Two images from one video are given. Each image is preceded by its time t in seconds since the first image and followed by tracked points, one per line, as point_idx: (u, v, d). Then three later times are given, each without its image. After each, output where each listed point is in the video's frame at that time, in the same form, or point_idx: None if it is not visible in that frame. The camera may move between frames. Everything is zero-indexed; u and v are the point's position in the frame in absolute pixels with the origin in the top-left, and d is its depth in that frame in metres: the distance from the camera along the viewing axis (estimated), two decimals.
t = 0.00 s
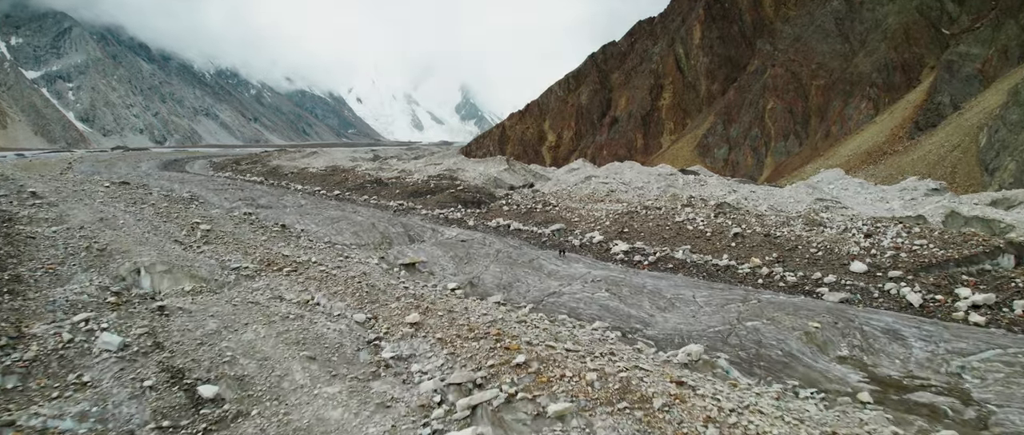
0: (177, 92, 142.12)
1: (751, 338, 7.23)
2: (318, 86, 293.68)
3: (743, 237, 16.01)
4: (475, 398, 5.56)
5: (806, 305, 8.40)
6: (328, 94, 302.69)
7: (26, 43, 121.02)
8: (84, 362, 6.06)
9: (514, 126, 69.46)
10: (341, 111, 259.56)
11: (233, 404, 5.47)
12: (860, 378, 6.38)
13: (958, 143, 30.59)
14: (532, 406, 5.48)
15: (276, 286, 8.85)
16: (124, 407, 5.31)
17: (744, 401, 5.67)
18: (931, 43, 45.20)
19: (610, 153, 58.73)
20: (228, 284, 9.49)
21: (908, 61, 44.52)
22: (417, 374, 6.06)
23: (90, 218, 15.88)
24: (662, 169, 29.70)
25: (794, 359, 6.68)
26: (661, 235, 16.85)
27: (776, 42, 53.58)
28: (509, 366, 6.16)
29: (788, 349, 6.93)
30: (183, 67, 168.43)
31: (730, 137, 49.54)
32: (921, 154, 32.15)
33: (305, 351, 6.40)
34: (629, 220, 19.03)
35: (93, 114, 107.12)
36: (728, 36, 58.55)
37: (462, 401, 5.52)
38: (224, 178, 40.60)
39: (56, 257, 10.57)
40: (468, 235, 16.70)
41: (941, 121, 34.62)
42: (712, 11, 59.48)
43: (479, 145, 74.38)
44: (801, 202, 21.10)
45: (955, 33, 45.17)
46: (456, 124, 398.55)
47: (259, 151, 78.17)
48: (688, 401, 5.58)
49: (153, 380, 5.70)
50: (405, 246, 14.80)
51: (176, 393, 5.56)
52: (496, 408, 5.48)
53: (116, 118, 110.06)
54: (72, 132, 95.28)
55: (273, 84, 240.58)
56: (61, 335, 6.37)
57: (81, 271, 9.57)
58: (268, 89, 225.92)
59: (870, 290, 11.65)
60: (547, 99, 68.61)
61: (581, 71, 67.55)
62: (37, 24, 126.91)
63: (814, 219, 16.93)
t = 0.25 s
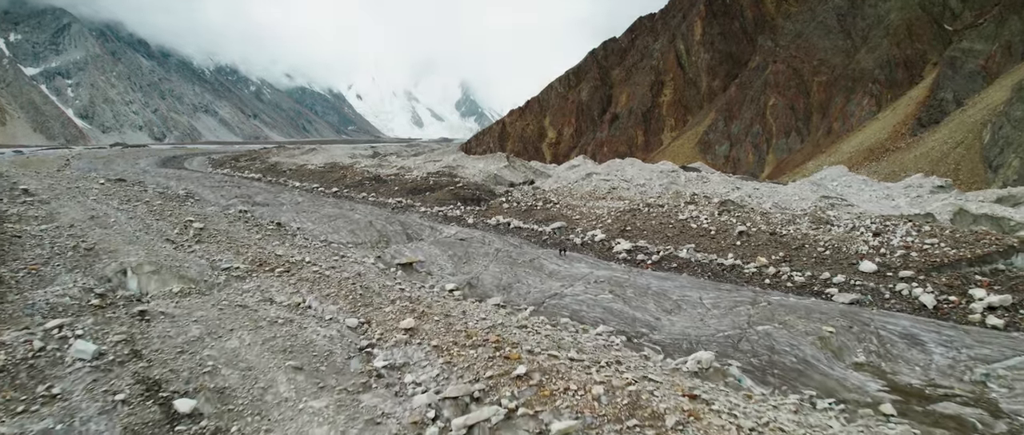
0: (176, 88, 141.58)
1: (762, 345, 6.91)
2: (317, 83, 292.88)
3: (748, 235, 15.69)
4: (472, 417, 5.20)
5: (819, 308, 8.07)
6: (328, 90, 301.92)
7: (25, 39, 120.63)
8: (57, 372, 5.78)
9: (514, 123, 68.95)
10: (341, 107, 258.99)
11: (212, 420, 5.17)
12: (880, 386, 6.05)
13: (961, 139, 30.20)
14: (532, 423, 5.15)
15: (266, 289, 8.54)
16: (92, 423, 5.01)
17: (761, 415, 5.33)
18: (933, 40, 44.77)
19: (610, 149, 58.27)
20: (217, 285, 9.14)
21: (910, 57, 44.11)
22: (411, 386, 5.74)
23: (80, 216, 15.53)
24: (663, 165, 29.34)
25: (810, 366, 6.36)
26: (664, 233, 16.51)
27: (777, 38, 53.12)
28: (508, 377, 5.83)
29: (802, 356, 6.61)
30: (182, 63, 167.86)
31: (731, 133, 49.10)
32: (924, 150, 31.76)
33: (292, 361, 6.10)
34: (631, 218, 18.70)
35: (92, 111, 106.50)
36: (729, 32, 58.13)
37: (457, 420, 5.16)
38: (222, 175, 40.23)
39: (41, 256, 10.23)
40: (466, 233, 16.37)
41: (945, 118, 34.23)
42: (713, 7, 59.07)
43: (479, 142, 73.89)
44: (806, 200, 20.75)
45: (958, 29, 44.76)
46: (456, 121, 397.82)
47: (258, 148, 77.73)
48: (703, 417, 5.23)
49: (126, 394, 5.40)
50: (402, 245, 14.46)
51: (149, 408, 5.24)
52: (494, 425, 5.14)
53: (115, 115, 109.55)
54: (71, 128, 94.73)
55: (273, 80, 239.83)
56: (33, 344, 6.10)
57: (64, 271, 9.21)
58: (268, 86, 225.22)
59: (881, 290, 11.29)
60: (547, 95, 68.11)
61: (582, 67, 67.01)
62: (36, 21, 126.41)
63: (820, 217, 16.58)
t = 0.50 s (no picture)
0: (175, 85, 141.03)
1: (776, 351, 6.61)
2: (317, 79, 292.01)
3: (753, 234, 15.35)
4: None
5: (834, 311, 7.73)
6: (328, 87, 301.14)
7: (24, 36, 120.18)
8: (25, 384, 5.48)
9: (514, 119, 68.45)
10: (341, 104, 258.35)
11: None
12: (902, 396, 5.74)
13: (964, 136, 29.81)
14: None
15: (256, 291, 8.20)
16: None
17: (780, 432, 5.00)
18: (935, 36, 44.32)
19: (611, 146, 57.83)
20: (206, 287, 8.79)
21: (913, 53, 43.70)
22: (404, 400, 5.43)
23: (71, 214, 15.17)
24: (665, 162, 28.99)
25: (826, 375, 6.07)
26: (667, 232, 16.18)
27: (778, 34, 52.70)
28: (509, 391, 5.51)
29: (818, 363, 6.31)
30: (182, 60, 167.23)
31: (733, 130, 48.66)
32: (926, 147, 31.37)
33: (276, 372, 5.79)
34: (634, 215, 18.36)
35: (91, 108, 105.94)
36: (730, 28, 57.76)
37: None
38: (220, 172, 39.83)
39: (24, 256, 9.87)
40: (466, 231, 16.03)
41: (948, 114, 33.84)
42: (713, 3, 58.66)
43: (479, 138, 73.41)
44: (811, 197, 20.41)
45: (961, 25, 44.33)
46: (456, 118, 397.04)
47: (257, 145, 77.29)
48: None
49: (94, 410, 5.06)
50: (400, 244, 14.13)
51: (118, 425, 4.90)
52: None
53: (114, 112, 108.93)
54: (71, 125, 94.22)
55: (272, 77, 239.04)
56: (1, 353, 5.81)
57: (48, 272, 8.86)
58: (267, 82, 224.52)
59: (891, 291, 10.95)
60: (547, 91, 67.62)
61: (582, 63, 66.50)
62: (34, 17, 125.85)
63: (826, 215, 16.23)
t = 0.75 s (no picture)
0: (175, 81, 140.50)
1: (791, 359, 6.35)
2: (317, 76, 291.22)
3: (759, 232, 15.01)
4: None
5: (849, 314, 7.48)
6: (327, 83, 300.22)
7: (23, 32, 119.78)
8: None
9: (514, 116, 68.03)
10: (341, 101, 257.67)
11: None
12: (927, 407, 5.50)
13: (967, 132, 29.36)
14: None
15: (245, 293, 7.89)
16: None
17: None
18: (938, 32, 43.85)
19: (612, 142, 57.40)
20: (195, 289, 8.46)
21: (915, 49, 43.25)
22: (396, 416, 5.13)
23: (61, 212, 14.84)
24: (666, 159, 28.62)
25: (845, 384, 5.83)
26: (671, 230, 15.85)
27: (780, 30, 52.25)
28: (509, 408, 5.19)
29: (835, 371, 6.07)
30: (181, 56, 166.68)
31: (734, 126, 48.22)
32: (929, 143, 30.94)
33: (258, 385, 5.48)
34: (636, 213, 18.02)
35: (90, 104, 105.30)
36: (731, 24, 57.32)
37: None
38: (217, 169, 39.45)
39: (7, 256, 9.52)
40: (465, 230, 15.69)
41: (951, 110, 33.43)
42: None
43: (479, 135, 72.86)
44: (816, 195, 20.05)
45: (964, 21, 43.89)
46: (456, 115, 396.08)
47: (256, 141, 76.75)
48: None
49: (58, 428, 4.76)
50: (397, 243, 13.80)
51: None
52: None
53: (114, 108, 108.29)
54: (70, 122, 93.66)
55: (272, 73, 238.32)
56: None
57: (30, 273, 8.51)
58: (267, 79, 223.72)
59: (903, 291, 10.59)
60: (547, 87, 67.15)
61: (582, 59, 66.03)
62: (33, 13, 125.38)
63: (833, 213, 15.88)
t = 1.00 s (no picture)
0: (174, 78, 139.96)
1: (807, 367, 6.14)
2: (316, 73, 290.35)
3: (765, 231, 14.67)
4: None
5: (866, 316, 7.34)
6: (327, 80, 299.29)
7: (21, 28, 119.24)
8: None
9: (514, 112, 67.58)
10: (341, 98, 256.97)
11: None
12: (955, 421, 5.32)
13: (971, 129, 28.86)
14: None
15: (233, 297, 7.58)
16: None
17: None
18: (940, 28, 43.38)
19: (612, 139, 57.01)
20: (182, 292, 8.12)
21: (918, 45, 42.83)
22: None
23: (50, 210, 14.48)
24: (668, 156, 28.24)
25: (866, 397, 5.65)
26: (675, 228, 15.50)
27: (782, 26, 51.79)
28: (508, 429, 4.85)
29: (855, 382, 5.88)
30: (180, 53, 165.96)
31: (735, 123, 47.79)
32: (932, 140, 30.51)
33: (236, 401, 5.17)
34: (638, 211, 17.67)
35: (89, 101, 104.69)
36: (733, 20, 56.87)
37: None
38: (214, 166, 39.04)
39: None
40: (464, 228, 15.36)
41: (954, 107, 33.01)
42: None
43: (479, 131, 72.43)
44: (822, 193, 19.71)
45: (967, 17, 43.47)
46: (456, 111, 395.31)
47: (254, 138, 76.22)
48: None
49: None
50: (394, 242, 13.46)
51: None
52: None
53: (113, 105, 107.73)
54: (69, 118, 93.10)
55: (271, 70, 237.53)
56: None
57: (10, 275, 8.16)
58: (266, 75, 222.97)
59: (915, 292, 10.24)
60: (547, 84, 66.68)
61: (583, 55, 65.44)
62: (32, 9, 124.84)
63: (840, 211, 15.54)
